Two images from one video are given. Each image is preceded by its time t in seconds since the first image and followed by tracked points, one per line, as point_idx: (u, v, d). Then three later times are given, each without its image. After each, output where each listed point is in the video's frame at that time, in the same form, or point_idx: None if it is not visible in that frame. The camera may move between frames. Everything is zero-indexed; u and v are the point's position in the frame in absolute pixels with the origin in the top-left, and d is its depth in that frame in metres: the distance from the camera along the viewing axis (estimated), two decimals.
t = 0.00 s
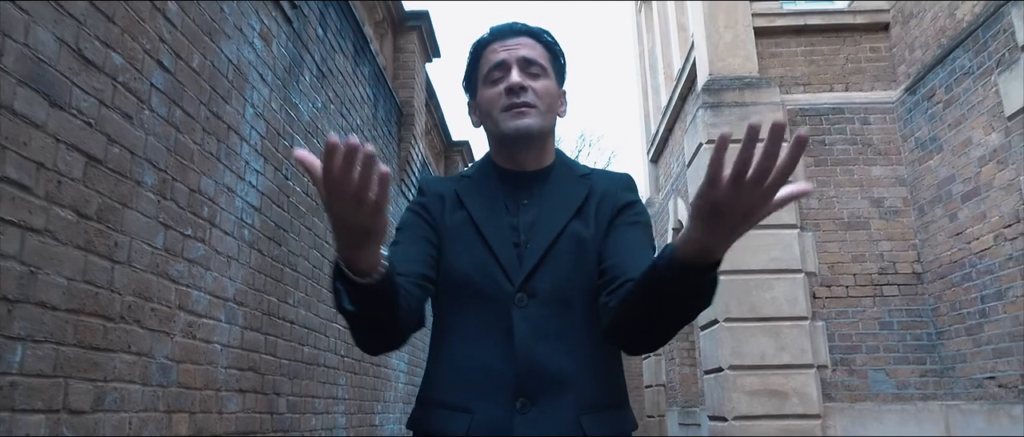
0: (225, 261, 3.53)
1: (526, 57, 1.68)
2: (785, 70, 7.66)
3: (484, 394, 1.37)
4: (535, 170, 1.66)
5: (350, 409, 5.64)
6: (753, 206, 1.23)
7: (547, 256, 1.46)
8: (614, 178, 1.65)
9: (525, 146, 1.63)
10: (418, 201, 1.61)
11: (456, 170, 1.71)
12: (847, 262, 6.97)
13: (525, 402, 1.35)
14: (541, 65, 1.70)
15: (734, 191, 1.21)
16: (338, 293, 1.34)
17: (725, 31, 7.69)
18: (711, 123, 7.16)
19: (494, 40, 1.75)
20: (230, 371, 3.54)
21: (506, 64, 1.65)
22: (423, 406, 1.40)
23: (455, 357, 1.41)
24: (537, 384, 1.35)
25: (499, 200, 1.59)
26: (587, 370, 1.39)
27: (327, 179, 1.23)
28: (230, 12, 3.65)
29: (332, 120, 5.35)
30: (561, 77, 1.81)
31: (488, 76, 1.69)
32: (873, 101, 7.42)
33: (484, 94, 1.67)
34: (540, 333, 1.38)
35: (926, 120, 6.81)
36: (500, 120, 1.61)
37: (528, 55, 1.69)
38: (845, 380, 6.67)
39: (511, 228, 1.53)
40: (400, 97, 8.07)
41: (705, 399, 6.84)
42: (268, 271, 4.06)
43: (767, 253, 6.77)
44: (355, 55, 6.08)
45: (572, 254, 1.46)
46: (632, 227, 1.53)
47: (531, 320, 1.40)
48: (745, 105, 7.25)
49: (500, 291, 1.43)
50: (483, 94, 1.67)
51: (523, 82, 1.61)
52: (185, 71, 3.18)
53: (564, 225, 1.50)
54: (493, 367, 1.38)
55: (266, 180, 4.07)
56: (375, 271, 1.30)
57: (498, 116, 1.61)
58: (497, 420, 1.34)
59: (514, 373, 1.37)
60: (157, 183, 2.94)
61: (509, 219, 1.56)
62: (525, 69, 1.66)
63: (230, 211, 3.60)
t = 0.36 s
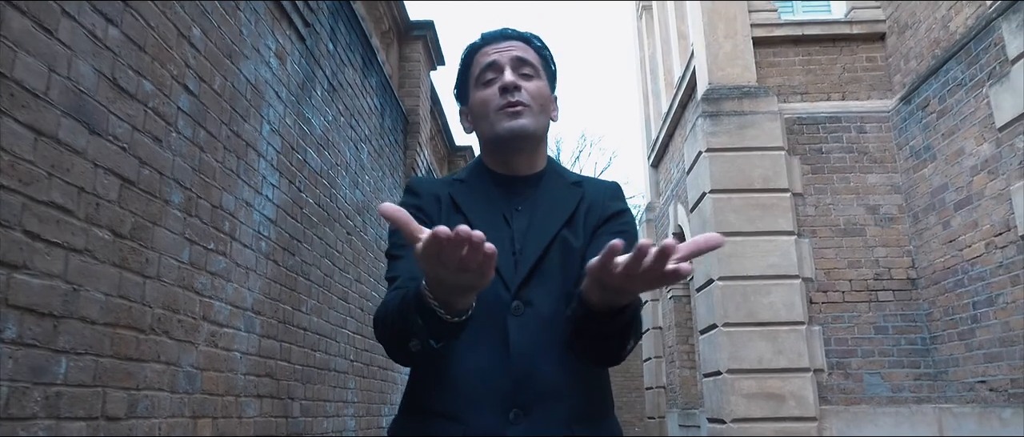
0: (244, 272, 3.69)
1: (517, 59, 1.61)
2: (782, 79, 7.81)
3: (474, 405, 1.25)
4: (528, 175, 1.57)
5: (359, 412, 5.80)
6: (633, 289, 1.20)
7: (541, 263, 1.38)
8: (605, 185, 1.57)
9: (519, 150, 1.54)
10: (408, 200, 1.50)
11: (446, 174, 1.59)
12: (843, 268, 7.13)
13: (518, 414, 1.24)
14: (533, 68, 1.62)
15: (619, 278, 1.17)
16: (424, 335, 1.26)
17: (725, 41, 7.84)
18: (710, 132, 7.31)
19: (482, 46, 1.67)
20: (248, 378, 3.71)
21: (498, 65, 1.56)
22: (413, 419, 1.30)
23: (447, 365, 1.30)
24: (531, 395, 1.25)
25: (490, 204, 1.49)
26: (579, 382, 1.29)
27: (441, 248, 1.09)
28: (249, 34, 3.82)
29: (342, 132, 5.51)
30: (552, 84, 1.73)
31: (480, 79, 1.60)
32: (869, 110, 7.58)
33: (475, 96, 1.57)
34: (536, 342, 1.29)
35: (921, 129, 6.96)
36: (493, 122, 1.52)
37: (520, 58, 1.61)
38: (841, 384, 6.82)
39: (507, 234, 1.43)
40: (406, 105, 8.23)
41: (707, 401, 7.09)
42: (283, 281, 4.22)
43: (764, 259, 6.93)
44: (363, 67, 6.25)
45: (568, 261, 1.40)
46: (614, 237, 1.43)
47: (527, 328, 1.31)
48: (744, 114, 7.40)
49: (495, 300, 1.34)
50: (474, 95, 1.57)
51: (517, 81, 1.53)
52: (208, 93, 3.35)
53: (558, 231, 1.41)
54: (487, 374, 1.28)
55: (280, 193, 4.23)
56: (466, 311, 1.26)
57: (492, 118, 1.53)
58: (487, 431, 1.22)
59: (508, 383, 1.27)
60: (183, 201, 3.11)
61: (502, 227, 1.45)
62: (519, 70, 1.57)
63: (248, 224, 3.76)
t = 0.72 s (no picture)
0: (260, 278, 3.89)
1: (509, 61, 1.51)
2: (778, 86, 8.00)
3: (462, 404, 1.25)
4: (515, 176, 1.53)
5: (367, 412, 6.01)
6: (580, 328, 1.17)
7: (526, 262, 1.36)
8: (591, 184, 1.54)
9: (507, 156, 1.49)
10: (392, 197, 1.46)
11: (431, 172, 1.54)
12: (836, 271, 7.32)
13: (502, 411, 1.24)
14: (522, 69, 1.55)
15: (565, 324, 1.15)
16: (433, 349, 1.20)
17: (722, 48, 8.03)
18: (707, 138, 7.49)
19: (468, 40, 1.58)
20: (265, 379, 3.90)
21: (488, 67, 1.48)
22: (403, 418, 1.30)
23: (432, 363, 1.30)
24: (515, 392, 1.25)
25: (476, 203, 1.45)
26: (563, 381, 1.28)
27: (465, 297, 1.03)
28: (264, 53, 4.03)
29: (350, 141, 5.71)
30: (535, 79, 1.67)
31: (467, 79, 1.52)
32: (862, 116, 7.77)
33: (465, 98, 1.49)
34: (522, 339, 1.29)
35: (911, 136, 7.15)
36: (483, 129, 1.46)
37: (510, 59, 1.52)
38: (834, 383, 7.01)
39: (493, 232, 1.41)
40: (410, 111, 8.42)
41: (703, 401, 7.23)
42: (296, 286, 4.42)
43: (760, 262, 7.12)
44: (370, 77, 6.46)
45: (551, 261, 1.38)
46: (597, 237, 1.41)
47: (512, 327, 1.31)
48: (740, 120, 7.59)
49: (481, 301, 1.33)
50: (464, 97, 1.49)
51: (509, 88, 1.46)
52: (227, 109, 3.54)
53: (542, 231, 1.39)
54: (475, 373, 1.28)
55: (294, 202, 4.43)
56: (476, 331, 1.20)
57: (484, 125, 1.46)
58: (473, 429, 1.22)
59: (492, 381, 1.27)
60: (206, 214, 3.31)
61: (488, 226, 1.42)
62: (509, 73, 1.50)
63: (264, 233, 3.96)
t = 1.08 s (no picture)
0: (275, 283, 4.07)
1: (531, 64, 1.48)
2: (774, 93, 8.18)
3: (495, 408, 1.21)
4: (540, 179, 1.50)
5: (375, 411, 6.21)
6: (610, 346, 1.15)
7: (555, 264, 1.33)
8: (619, 183, 1.50)
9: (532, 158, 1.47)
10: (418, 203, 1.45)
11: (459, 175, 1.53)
12: (831, 274, 7.50)
13: (535, 413, 1.20)
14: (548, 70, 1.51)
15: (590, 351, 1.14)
16: (474, 357, 1.18)
17: (719, 57, 8.23)
18: (704, 144, 7.69)
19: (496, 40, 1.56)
20: (279, 379, 4.09)
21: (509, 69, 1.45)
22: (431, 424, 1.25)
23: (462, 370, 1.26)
24: (548, 395, 1.21)
25: (502, 206, 1.43)
26: (599, 386, 1.22)
27: (499, 312, 1.04)
28: (280, 69, 4.22)
29: (358, 150, 5.90)
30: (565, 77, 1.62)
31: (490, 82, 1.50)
32: (856, 123, 7.96)
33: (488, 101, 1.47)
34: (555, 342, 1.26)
35: (904, 143, 7.34)
36: (505, 134, 1.43)
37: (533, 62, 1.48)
38: (828, 383, 7.20)
39: (520, 235, 1.38)
40: (415, 117, 8.62)
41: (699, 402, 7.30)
42: (308, 291, 4.61)
43: (756, 266, 7.31)
44: (377, 86, 6.66)
45: (580, 262, 1.35)
46: (627, 237, 1.36)
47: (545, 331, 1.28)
48: (737, 127, 7.78)
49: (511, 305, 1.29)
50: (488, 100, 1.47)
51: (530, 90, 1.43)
52: (246, 124, 3.75)
53: (570, 232, 1.35)
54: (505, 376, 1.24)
55: (306, 210, 4.62)
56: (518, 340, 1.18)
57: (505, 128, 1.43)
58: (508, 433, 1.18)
59: (524, 384, 1.23)
60: (228, 224, 3.50)
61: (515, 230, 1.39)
62: (532, 75, 1.47)
63: (279, 241, 4.15)
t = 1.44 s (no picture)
0: (292, 285, 4.25)
1: (570, 59, 1.61)
2: (773, 98, 8.34)
3: (544, 392, 1.35)
4: (581, 168, 1.63)
5: (383, 409, 6.40)
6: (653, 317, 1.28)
7: (598, 247, 1.47)
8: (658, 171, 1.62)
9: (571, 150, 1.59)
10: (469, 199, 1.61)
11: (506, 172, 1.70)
12: (828, 276, 7.67)
13: (582, 397, 1.33)
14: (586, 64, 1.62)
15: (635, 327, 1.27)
16: (515, 342, 1.33)
17: (719, 62, 8.40)
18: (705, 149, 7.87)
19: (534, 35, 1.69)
20: (297, 377, 4.27)
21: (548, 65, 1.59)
22: (487, 404, 1.41)
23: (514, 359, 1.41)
24: (593, 381, 1.34)
25: (546, 197, 1.58)
26: (641, 370, 1.35)
27: (535, 295, 1.19)
28: (297, 80, 4.40)
29: (368, 155, 6.08)
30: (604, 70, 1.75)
31: (531, 77, 1.64)
32: (853, 128, 8.12)
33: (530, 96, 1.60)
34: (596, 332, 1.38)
35: (899, 148, 7.51)
36: (546, 127, 1.57)
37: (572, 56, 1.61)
38: (825, 383, 7.37)
39: (564, 225, 1.53)
40: (421, 122, 8.80)
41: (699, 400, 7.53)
42: (323, 292, 4.79)
43: (755, 267, 7.48)
44: (385, 92, 6.84)
45: (620, 246, 1.48)
46: (667, 222, 1.48)
47: (587, 321, 1.41)
48: (736, 131, 7.95)
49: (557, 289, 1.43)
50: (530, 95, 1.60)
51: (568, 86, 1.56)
52: (267, 134, 3.93)
53: (611, 218, 1.49)
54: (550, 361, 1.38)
55: (321, 215, 4.80)
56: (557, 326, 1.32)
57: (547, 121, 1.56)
58: (556, 416, 1.32)
59: (571, 372, 1.36)
60: (250, 230, 3.68)
61: (559, 220, 1.54)
62: (570, 70, 1.59)
63: (296, 245, 4.33)
